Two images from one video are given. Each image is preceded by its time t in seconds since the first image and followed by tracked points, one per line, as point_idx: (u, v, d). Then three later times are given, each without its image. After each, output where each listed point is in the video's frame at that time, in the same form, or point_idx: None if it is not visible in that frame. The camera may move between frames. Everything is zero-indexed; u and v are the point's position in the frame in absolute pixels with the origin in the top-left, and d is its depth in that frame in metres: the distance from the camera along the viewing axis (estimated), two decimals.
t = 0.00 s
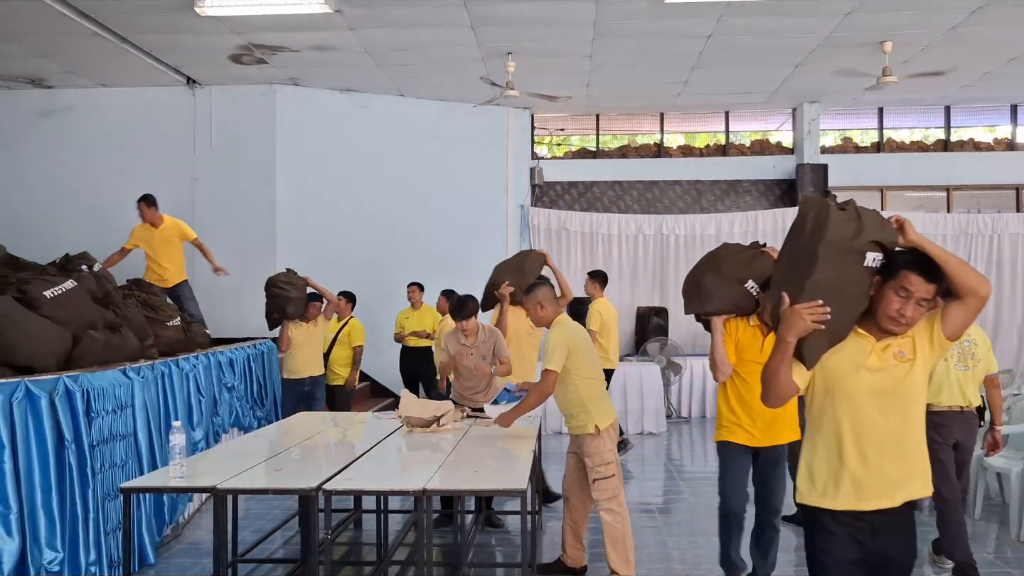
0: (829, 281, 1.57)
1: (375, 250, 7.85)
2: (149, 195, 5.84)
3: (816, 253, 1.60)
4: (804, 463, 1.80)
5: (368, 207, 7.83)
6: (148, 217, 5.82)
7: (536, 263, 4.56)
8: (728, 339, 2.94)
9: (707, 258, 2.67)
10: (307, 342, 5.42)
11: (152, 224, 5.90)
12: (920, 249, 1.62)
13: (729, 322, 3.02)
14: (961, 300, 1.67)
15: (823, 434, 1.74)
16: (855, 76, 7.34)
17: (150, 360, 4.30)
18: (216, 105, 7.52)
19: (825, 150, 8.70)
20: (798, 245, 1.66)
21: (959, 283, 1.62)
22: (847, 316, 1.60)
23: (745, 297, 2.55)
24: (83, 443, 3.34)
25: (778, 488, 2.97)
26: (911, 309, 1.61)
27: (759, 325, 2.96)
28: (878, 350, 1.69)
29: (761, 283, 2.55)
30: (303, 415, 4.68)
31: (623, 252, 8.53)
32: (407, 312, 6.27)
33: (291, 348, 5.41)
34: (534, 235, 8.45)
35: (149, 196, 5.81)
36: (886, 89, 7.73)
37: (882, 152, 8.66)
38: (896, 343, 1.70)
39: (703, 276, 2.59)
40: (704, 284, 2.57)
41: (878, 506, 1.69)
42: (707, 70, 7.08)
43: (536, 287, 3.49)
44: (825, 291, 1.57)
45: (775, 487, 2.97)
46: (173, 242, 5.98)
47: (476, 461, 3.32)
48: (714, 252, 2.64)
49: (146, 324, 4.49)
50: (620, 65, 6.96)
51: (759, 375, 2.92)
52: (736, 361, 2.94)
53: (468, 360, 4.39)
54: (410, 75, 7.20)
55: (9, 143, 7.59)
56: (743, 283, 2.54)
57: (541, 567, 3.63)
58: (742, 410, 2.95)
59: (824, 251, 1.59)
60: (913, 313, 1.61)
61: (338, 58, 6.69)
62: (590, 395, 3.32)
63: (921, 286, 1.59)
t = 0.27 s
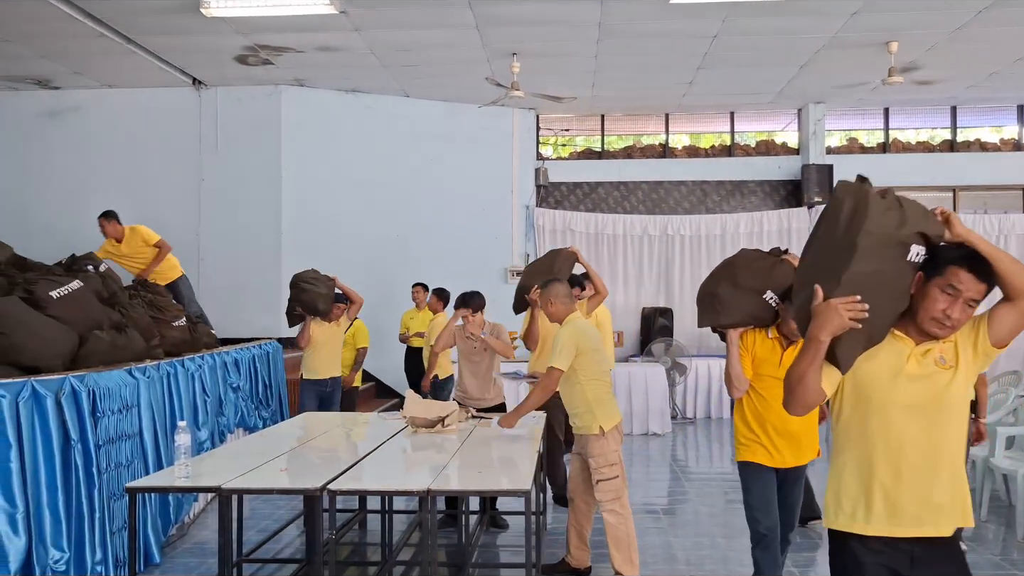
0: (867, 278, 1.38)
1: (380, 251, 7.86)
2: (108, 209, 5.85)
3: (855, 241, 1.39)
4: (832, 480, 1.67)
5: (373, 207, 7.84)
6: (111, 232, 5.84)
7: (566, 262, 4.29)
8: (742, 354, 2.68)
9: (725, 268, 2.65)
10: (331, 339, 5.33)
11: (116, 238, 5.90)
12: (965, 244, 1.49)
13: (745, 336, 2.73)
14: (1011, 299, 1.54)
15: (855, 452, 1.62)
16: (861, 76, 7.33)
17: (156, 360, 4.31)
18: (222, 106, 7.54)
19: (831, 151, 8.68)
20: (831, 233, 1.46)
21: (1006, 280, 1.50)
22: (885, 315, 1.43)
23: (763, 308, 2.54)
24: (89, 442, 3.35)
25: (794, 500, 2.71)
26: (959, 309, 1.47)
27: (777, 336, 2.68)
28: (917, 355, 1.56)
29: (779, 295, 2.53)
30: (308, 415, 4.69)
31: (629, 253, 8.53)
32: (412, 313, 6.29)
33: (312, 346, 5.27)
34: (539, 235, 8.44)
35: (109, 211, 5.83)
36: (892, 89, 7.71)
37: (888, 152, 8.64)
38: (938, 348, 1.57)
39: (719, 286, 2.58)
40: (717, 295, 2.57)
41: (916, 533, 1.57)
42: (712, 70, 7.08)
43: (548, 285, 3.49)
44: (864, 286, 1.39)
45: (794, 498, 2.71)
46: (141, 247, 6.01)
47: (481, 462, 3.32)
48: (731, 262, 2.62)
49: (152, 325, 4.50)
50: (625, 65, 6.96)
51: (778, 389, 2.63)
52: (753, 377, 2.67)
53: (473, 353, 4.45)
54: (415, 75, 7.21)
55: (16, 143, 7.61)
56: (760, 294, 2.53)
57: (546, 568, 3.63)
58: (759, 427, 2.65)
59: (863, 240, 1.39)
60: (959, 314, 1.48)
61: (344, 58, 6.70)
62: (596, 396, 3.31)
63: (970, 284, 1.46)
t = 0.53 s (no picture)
0: (922, 272, 1.23)
1: (383, 252, 7.86)
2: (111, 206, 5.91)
3: (907, 234, 1.24)
4: (868, 501, 1.49)
5: (375, 208, 7.85)
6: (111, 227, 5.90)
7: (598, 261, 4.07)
8: (756, 350, 2.49)
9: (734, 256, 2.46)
10: (348, 343, 5.25)
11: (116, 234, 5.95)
12: None
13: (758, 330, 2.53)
14: None
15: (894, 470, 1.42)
16: (864, 77, 7.32)
17: (159, 361, 4.32)
18: (224, 107, 7.55)
19: (833, 151, 8.68)
20: (878, 225, 1.30)
21: None
22: (938, 319, 1.27)
23: (780, 302, 2.39)
24: (91, 442, 3.36)
25: (825, 518, 2.46)
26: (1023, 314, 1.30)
27: (793, 332, 2.49)
28: (970, 365, 1.37)
29: (794, 287, 2.39)
30: (311, 415, 4.69)
31: (631, 254, 8.52)
32: (415, 314, 6.30)
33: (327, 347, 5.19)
34: (541, 236, 8.38)
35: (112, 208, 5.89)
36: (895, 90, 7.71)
37: (891, 153, 8.64)
38: (993, 357, 1.38)
39: (731, 275, 2.39)
40: (731, 286, 2.36)
41: (959, 565, 1.38)
42: (715, 71, 7.09)
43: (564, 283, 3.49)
44: (917, 284, 1.23)
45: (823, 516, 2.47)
46: (140, 245, 6.05)
47: (483, 463, 3.32)
48: (743, 250, 2.42)
49: (155, 326, 4.52)
50: (628, 66, 6.96)
51: (794, 390, 2.45)
52: (766, 375, 2.48)
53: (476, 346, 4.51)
54: (418, 76, 7.21)
55: (19, 144, 7.63)
56: (776, 286, 2.37)
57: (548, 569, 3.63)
58: (774, 430, 2.46)
59: (916, 233, 1.23)
60: None
61: (346, 59, 6.71)
62: (598, 398, 3.31)
63: None
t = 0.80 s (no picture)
0: (997, 270, 1.07)
1: (382, 252, 7.84)
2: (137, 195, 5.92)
3: (982, 226, 1.07)
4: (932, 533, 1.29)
5: (375, 209, 7.83)
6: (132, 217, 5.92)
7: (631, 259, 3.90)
8: (771, 357, 2.32)
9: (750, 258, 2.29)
10: (364, 343, 5.17)
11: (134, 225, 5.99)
12: None
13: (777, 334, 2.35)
14: None
15: (955, 498, 1.24)
16: (864, 78, 7.31)
17: (158, 362, 4.30)
18: (224, 107, 7.53)
19: (834, 152, 8.66)
20: (943, 215, 1.14)
21: None
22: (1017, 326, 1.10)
23: (802, 306, 2.21)
24: (90, 444, 3.33)
25: (840, 554, 2.27)
26: None
27: (812, 340, 2.31)
28: None
29: (816, 292, 2.23)
30: (312, 417, 4.67)
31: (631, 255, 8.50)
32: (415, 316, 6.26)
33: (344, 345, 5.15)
34: (541, 237, 8.36)
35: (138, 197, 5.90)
36: (896, 90, 7.69)
37: (892, 154, 8.61)
38: None
39: (749, 276, 2.20)
40: (750, 286, 2.17)
41: None
42: (715, 72, 7.07)
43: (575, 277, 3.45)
44: (994, 285, 1.07)
45: (839, 549, 2.28)
46: (155, 245, 6.12)
47: (482, 465, 3.30)
48: (765, 251, 2.25)
49: (154, 327, 4.49)
50: (628, 67, 6.95)
51: (809, 402, 2.29)
52: (780, 385, 2.33)
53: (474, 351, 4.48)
54: (418, 77, 7.19)
55: (18, 145, 7.61)
56: (796, 289, 2.18)
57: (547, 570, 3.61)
58: (787, 444, 2.30)
59: (993, 224, 1.07)
60: None
61: (346, 60, 6.69)
62: (594, 400, 3.28)
63: None
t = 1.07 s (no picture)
0: None
1: (382, 254, 7.86)
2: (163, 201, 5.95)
3: None
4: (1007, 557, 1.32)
5: (375, 211, 7.86)
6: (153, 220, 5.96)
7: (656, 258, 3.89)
8: (792, 360, 2.02)
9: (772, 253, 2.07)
10: (383, 345, 5.15)
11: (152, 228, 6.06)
12: None
13: (796, 335, 2.06)
14: None
15: None
16: (862, 80, 7.33)
17: (158, 363, 4.32)
18: (224, 109, 7.56)
19: (833, 154, 8.69)
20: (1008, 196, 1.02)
21: None
22: None
23: (825, 304, 1.97)
24: (91, 446, 3.36)
25: None
26: None
27: (836, 341, 2.02)
28: None
29: (842, 290, 1.99)
30: (313, 418, 4.68)
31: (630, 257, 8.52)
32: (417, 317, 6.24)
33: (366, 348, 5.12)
34: (540, 239, 8.38)
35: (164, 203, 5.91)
36: (894, 92, 7.72)
37: (890, 156, 8.64)
38: None
39: (767, 272, 2.00)
40: (768, 282, 1.97)
41: None
42: (713, 74, 7.10)
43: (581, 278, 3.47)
44: None
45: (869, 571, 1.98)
46: (166, 252, 6.21)
47: (480, 465, 3.31)
48: (787, 246, 2.05)
49: (154, 328, 4.51)
50: (626, 69, 6.97)
51: (834, 410, 1.99)
52: (801, 391, 2.02)
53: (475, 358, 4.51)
54: (418, 80, 7.22)
55: (18, 147, 7.63)
56: (818, 285, 1.97)
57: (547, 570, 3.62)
58: (808, 458, 2.00)
59: None
60: None
61: (346, 63, 6.72)
62: (591, 402, 3.30)
63: None
